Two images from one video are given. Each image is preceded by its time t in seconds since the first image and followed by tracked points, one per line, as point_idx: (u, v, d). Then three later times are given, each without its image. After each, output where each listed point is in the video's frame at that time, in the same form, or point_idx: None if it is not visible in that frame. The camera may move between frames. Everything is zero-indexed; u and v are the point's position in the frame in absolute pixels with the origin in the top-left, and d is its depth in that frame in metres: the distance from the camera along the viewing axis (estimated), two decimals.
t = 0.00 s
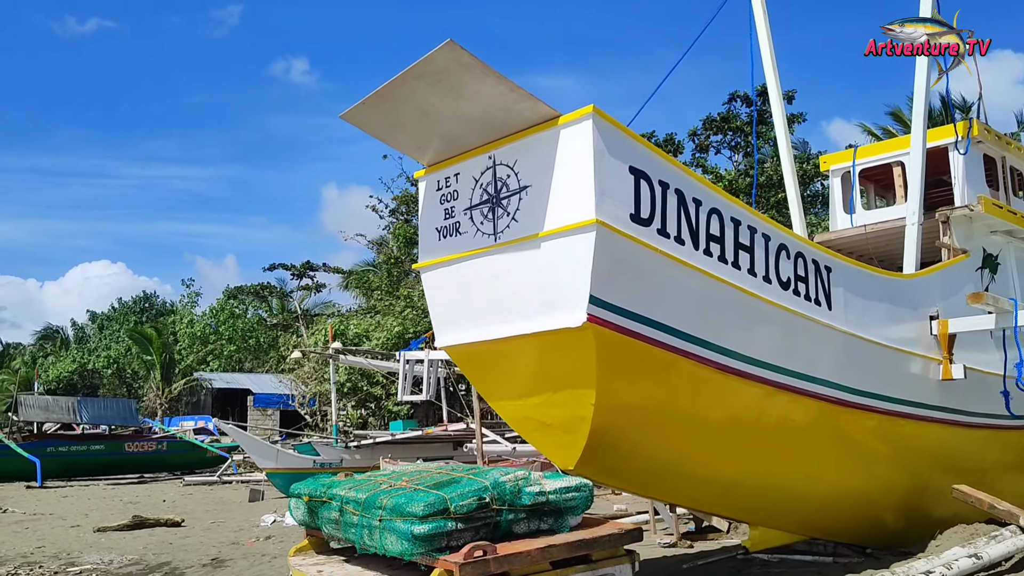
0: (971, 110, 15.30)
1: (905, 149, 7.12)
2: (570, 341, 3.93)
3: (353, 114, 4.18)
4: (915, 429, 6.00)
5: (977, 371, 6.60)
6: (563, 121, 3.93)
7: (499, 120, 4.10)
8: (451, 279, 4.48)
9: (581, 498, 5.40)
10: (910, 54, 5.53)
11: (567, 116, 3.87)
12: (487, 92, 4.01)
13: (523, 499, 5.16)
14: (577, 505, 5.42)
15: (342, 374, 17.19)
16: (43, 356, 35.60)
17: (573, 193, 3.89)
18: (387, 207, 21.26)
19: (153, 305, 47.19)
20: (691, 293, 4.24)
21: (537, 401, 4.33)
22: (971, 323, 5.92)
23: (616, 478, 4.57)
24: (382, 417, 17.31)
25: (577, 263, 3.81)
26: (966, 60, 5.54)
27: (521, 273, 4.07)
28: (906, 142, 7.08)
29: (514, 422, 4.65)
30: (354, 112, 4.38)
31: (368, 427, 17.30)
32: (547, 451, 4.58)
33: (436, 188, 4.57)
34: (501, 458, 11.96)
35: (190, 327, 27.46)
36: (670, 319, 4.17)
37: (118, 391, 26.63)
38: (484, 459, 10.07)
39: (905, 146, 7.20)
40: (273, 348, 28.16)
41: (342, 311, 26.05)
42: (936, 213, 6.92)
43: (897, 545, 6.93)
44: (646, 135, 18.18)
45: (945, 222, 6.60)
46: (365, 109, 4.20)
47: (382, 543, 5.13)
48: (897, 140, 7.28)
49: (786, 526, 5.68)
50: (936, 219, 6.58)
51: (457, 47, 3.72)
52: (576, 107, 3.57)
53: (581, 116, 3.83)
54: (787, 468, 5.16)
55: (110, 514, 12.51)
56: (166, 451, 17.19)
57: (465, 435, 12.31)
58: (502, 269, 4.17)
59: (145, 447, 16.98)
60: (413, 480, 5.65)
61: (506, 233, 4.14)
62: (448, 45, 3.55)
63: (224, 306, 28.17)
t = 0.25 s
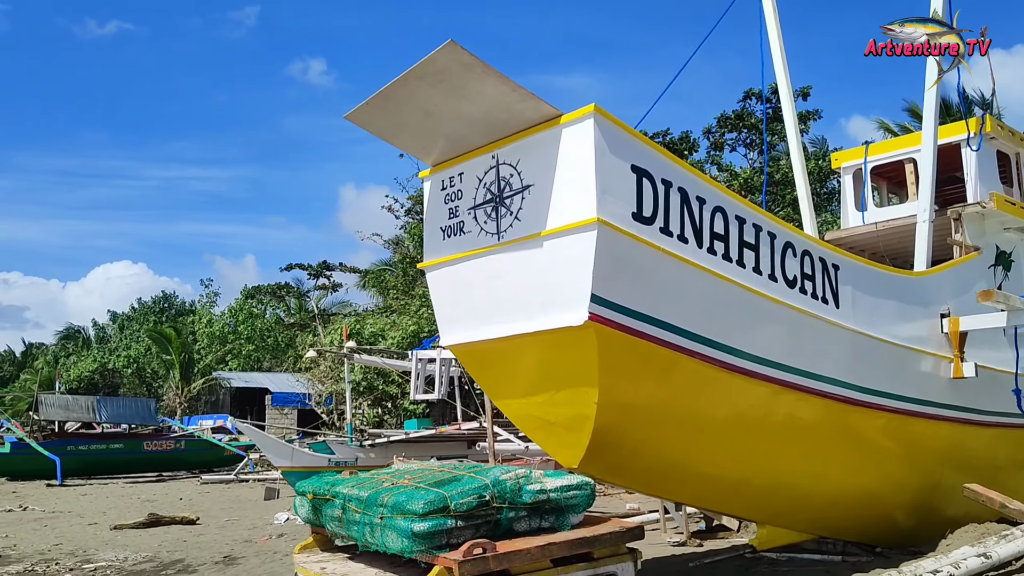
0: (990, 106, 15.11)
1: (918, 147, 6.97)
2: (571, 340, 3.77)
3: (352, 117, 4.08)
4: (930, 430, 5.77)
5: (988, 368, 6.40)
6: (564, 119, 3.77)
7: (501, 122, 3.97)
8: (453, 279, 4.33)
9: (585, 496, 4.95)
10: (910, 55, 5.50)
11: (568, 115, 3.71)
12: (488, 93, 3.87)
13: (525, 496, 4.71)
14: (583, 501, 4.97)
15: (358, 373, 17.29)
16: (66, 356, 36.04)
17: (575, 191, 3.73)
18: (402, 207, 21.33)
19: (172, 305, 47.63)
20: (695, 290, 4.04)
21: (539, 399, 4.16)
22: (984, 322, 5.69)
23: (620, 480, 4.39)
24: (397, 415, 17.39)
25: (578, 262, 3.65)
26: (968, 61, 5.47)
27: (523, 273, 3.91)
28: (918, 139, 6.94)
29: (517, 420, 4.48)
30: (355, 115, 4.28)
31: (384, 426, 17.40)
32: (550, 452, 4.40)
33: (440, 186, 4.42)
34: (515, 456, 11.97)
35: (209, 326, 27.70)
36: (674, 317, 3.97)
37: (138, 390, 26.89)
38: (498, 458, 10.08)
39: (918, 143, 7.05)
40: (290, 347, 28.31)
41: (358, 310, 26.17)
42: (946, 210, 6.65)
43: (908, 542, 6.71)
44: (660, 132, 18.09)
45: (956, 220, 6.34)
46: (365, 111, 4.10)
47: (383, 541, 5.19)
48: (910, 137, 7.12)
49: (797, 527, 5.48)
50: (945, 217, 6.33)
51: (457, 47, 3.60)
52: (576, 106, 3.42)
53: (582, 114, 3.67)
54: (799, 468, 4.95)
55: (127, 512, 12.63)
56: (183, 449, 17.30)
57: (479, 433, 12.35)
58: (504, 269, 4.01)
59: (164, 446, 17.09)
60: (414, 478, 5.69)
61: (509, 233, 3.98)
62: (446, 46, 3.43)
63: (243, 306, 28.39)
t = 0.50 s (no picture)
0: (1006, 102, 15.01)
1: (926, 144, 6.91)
2: (572, 338, 3.78)
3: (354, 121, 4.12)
4: (935, 428, 5.75)
5: (997, 367, 6.32)
6: (564, 119, 3.79)
7: (502, 123, 3.99)
8: (457, 277, 4.34)
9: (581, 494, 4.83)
10: (910, 55, 5.50)
11: (568, 115, 3.72)
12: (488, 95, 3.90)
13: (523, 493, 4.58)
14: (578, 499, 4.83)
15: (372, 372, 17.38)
16: (85, 356, 36.35)
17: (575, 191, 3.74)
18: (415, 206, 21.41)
19: (189, 305, 47.93)
20: (695, 288, 4.04)
21: (541, 397, 4.17)
22: (991, 319, 5.63)
23: (622, 477, 4.39)
24: (411, 414, 17.47)
25: (578, 261, 3.67)
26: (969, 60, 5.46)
27: (525, 272, 3.92)
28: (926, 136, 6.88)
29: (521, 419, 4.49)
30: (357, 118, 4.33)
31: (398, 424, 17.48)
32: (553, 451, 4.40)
33: (444, 186, 4.44)
34: (528, 455, 11.98)
35: (226, 326, 27.89)
36: (676, 314, 3.98)
37: (155, 389, 27.10)
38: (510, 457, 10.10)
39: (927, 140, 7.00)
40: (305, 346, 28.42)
41: (373, 309, 26.25)
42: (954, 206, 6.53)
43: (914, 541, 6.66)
44: (673, 130, 18.05)
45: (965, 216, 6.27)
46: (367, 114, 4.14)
47: (383, 537, 5.25)
48: (919, 134, 7.07)
49: (801, 524, 5.46)
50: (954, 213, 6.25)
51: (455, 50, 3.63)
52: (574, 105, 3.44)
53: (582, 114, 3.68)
54: (802, 466, 4.94)
55: (141, 510, 12.76)
56: (200, 448, 17.37)
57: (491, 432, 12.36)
58: (507, 268, 4.02)
59: (180, 445, 17.18)
60: (414, 475, 5.76)
61: (511, 231, 3.99)
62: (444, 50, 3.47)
63: (259, 306, 28.56)
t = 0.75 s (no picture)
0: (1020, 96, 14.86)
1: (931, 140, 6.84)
2: (566, 337, 3.71)
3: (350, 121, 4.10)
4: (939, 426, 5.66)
5: (1003, 364, 6.22)
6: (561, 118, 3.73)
7: (497, 123, 3.97)
8: (455, 277, 4.27)
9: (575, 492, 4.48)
10: (910, 55, 5.47)
11: (564, 113, 3.67)
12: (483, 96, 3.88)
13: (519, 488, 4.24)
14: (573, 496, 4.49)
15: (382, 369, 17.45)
16: (102, 353, 36.61)
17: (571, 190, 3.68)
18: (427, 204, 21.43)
19: (204, 303, 48.16)
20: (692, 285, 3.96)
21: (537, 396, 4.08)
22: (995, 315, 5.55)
23: (620, 477, 4.31)
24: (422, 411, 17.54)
25: (572, 259, 3.59)
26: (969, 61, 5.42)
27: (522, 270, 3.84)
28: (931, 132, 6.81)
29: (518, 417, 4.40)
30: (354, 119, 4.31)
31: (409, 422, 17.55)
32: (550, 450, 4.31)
33: (443, 185, 4.38)
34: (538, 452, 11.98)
35: (240, 324, 28.03)
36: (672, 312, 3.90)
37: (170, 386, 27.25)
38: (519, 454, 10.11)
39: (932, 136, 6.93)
40: (318, 343, 28.48)
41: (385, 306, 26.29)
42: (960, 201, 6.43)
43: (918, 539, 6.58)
44: (684, 126, 17.95)
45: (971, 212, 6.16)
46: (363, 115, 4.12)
47: (378, 533, 5.30)
48: (925, 130, 6.99)
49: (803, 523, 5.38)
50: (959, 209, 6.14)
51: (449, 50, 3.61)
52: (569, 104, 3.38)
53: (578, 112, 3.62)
54: (804, 465, 4.85)
55: (152, 507, 12.86)
56: (213, 445, 17.47)
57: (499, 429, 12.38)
58: (503, 266, 3.95)
59: (194, 442, 17.29)
60: (410, 472, 5.81)
61: (508, 230, 3.92)
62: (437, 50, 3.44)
63: (273, 303, 28.68)
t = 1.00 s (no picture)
0: None
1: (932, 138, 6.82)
2: (561, 338, 3.72)
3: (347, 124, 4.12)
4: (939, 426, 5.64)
5: (1003, 362, 6.20)
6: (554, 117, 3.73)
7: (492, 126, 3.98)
8: (452, 276, 4.29)
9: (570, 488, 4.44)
10: (911, 55, 5.47)
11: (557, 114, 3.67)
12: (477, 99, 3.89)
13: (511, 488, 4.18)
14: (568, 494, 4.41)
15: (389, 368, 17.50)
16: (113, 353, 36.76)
17: (565, 192, 3.68)
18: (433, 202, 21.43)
19: (213, 302, 48.29)
20: (687, 285, 3.96)
21: (533, 395, 4.08)
22: (995, 315, 5.54)
23: (617, 476, 4.31)
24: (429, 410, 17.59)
25: (566, 260, 3.60)
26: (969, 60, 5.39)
27: (518, 271, 3.86)
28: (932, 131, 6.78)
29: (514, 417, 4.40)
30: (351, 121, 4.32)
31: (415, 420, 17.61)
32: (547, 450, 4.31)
33: (439, 186, 4.39)
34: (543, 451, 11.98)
35: (248, 323, 28.09)
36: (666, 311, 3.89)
37: (179, 386, 27.33)
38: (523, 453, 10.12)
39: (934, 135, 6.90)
40: (326, 343, 28.46)
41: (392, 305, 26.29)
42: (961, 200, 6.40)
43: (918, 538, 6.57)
44: (691, 124, 17.90)
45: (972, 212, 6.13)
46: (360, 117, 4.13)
47: (371, 533, 5.34)
48: (927, 128, 6.96)
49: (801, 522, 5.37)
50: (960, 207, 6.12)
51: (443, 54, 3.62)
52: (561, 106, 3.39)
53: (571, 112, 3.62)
54: (802, 464, 4.84)
55: (159, 506, 12.93)
56: (221, 444, 17.53)
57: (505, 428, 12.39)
58: (499, 267, 3.96)
59: (201, 441, 17.36)
60: (404, 473, 5.84)
61: (504, 231, 3.93)
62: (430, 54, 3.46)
63: (280, 303, 28.70)
